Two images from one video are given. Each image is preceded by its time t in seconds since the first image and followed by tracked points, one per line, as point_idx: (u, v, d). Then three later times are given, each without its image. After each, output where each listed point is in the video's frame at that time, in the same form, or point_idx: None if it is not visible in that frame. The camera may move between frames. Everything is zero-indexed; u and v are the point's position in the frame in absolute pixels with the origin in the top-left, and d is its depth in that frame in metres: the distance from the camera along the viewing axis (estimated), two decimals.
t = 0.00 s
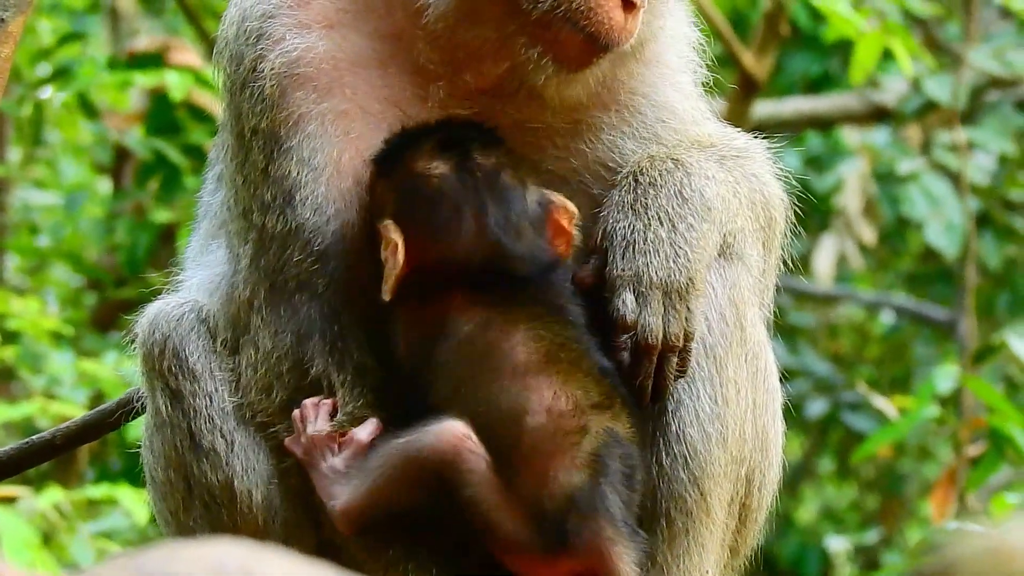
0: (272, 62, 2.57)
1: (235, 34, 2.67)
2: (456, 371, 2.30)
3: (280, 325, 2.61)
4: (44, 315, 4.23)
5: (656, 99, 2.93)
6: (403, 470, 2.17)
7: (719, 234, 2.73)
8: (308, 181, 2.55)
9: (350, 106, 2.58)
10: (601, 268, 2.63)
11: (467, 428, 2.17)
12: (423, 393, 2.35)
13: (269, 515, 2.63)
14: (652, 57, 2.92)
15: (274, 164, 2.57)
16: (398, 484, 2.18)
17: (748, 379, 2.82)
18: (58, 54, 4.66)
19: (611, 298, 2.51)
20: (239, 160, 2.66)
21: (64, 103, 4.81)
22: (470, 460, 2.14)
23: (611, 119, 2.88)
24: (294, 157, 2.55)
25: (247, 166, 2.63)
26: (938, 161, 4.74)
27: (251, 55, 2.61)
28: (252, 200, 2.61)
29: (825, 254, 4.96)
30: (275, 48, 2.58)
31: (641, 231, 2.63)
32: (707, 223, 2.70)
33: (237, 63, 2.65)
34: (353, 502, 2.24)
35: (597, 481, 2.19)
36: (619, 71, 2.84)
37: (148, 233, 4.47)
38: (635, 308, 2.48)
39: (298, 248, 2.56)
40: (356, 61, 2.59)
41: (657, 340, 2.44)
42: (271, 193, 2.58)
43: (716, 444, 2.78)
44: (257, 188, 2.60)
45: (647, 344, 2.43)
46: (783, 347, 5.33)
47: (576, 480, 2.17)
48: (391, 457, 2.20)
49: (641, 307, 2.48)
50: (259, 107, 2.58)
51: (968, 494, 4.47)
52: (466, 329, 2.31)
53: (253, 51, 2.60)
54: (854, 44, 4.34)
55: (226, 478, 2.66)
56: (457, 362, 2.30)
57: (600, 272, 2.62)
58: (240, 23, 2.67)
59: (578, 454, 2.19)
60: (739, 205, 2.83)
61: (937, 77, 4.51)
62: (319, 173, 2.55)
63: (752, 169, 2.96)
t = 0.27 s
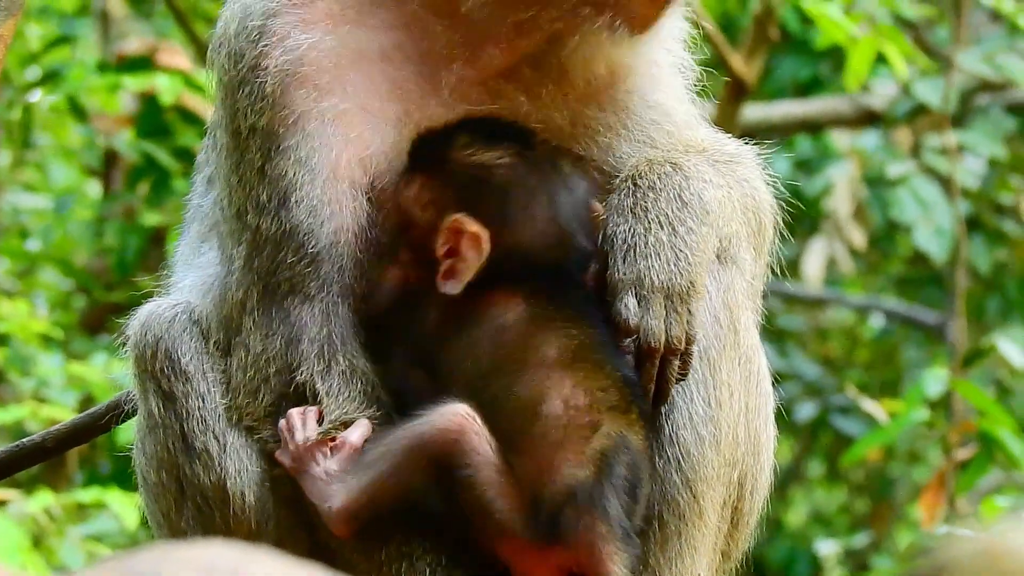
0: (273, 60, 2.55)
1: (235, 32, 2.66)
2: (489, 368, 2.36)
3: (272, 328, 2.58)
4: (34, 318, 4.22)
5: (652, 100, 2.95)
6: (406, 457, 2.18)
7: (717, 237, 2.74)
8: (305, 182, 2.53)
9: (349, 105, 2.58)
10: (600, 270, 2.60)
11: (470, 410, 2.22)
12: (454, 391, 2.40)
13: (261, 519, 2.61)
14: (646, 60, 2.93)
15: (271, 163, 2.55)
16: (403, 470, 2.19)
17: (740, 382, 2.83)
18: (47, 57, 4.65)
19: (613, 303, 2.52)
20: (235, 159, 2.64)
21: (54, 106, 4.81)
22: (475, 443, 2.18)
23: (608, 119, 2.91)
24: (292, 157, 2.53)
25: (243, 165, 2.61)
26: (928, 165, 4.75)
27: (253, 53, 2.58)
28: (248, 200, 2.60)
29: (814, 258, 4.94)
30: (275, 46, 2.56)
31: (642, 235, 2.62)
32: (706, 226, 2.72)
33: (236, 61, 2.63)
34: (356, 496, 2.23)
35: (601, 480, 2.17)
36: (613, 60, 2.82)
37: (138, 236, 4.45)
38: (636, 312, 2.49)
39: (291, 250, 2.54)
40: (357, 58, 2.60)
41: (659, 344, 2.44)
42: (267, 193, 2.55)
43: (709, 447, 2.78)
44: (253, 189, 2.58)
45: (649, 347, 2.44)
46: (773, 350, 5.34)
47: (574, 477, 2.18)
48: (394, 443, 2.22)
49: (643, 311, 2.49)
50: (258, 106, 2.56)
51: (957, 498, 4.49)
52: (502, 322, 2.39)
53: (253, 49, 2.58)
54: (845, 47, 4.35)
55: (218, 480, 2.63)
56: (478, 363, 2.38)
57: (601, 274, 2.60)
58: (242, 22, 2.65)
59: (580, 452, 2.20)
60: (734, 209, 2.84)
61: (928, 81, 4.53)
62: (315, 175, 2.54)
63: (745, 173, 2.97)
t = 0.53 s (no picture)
0: (275, 55, 2.58)
1: (237, 27, 2.68)
2: (493, 374, 2.32)
3: (266, 327, 2.58)
4: (25, 321, 4.21)
5: (652, 99, 2.96)
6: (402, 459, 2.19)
7: (717, 241, 2.74)
8: (304, 178, 2.55)
9: (352, 102, 2.59)
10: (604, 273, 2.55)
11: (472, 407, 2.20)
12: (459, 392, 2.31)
13: (255, 519, 2.63)
14: (643, 60, 2.96)
15: (272, 159, 2.59)
16: (400, 472, 2.20)
17: (737, 387, 2.84)
18: (39, 58, 4.64)
19: (616, 305, 2.51)
20: (235, 155, 2.68)
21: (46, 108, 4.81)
22: (479, 439, 2.17)
23: (609, 117, 2.91)
24: (291, 152, 2.56)
25: (244, 160, 2.65)
26: (920, 166, 4.76)
27: (256, 47, 2.61)
28: (247, 197, 2.64)
29: (807, 259, 4.96)
30: (277, 42, 2.58)
31: (644, 238, 2.62)
32: (707, 230, 2.73)
33: (237, 57, 2.66)
34: (349, 501, 2.23)
35: (610, 482, 2.20)
36: (616, 46, 2.85)
37: (130, 238, 4.44)
38: (639, 315, 2.48)
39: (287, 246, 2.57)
40: (360, 51, 2.60)
41: (662, 347, 2.43)
42: (266, 189, 2.60)
43: (705, 450, 2.78)
44: (252, 183, 2.63)
45: (653, 351, 2.43)
46: (765, 351, 5.35)
47: (583, 477, 2.19)
48: (390, 443, 2.22)
49: (646, 314, 2.48)
50: (258, 100, 2.60)
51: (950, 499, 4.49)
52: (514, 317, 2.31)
53: (256, 44, 2.61)
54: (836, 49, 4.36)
55: (213, 478, 2.67)
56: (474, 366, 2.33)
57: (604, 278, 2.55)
58: (243, 17, 2.67)
59: (590, 454, 2.21)
60: (734, 213, 2.85)
61: (919, 82, 4.54)
62: (314, 172, 2.55)
63: (742, 177, 2.98)
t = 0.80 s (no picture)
0: (275, 55, 2.58)
1: (237, 26, 2.66)
2: (489, 373, 2.27)
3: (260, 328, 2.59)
4: (19, 324, 4.21)
5: (653, 102, 2.95)
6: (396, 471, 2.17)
7: (713, 246, 2.74)
8: (302, 180, 2.55)
9: (350, 103, 2.59)
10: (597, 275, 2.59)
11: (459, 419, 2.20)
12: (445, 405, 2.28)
13: (248, 521, 2.65)
14: (643, 61, 2.95)
15: (270, 159, 2.58)
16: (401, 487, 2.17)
17: (733, 391, 2.85)
18: (32, 62, 4.64)
19: (611, 309, 2.51)
20: (234, 156, 2.65)
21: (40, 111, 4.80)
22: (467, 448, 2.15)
23: (609, 122, 2.90)
24: (289, 152, 2.56)
25: (241, 160, 2.64)
26: (914, 169, 4.77)
27: (255, 47, 2.61)
28: (244, 197, 2.63)
29: (800, 263, 4.96)
30: (277, 43, 2.58)
31: (640, 242, 2.62)
32: (704, 234, 2.73)
33: (236, 56, 2.65)
34: (346, 518, 2.22)
35: (605, 483, 2.22)
36: (618, 45, 2.85)
37: (123, 241, 4.44)
38: (634, 318, 2.48)
39: (283, 248, 2.56)
40: (357, 54, 2.61)
41: (656, 351, 2.43)
42: (263, 190, 2.59)
43: (700, 454, 2.78)
44: (250, 183, 2.61)
45: (646, 355, 2.42)
46: (758, 354, 5.36)
47: (579, 477, 2.20)
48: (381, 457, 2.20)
49: (640, 318, 2.48)
50: (258, 100, 2.59)
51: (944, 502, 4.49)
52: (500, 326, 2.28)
53: (255, 44, 2.61)
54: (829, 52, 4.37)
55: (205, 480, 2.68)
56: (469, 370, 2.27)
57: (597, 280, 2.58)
58: (244, 16, 2.65)
59: (585, 454, 2.22)
60: (731, 217, 2.85)
61: (912, 86, 4.55)
62: (312, 173, 2.55)
63: (739, 181, 2.98)
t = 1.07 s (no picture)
0: (267, 57, 2.54)
1: (229, 28, 2.64)
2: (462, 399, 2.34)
3: (245, 332, 2.55)
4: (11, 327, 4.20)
5: (644, 106, 3.00)
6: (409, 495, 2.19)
7: (705, 251, 2.74)
8: (292, 183, 2.51)
9: (342, 106, 2.59)
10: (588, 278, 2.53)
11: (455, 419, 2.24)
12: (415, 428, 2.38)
13: (237, 526, 2.62)
14: (632, 64, 2.98)
15: (261, 162, 2.53)
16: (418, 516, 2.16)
17: (724, 396, 2.85)
18: (26, 64, 4.64)
19: (601, 311, 2.50)
20: (223, 158, 2.62)
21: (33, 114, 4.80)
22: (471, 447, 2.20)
23: (601, 124, 2.95)
24: (281, 155, 2.52)
25: (230, 163, 2.59)
26: (906, 174, 4.78)
27: (245, 50, 2.57)
28: (235, 199, 2.57)
29: (794, 266, 4.92)
30: (269, 44, 2.55)
31: (632, 245, 2.61)
32: (695, 239, 2.72)
33: (227, 57, 2.61)
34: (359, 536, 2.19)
35: (581, 481, 2.29)
36: (607, 44, 2.89)
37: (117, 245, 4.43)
38: (625, 322, 2.48)
39: (274, 250, 2.51)
40: (350, 56, 2.61)
41: (647, 354, 2.44)
42: (253, 193, 2.53)
43: (692, 457, 2.79)
44: (240, 186, 2.56)
45: (638, 358, 2.43)
46: (751, 359, 5.36)
47: (549, 472, 2.27)
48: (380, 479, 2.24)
49: (632, 322, 2.48)
50: (251, 102, 2.54)
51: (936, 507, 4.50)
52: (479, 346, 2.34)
53: (246, 45, 2.57)
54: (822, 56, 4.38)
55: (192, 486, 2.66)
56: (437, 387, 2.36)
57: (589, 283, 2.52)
58: (236, 18, 2.63)
59: (556, 451, 2.29)
60: (722, 221, 2.85)
61: (906, 90, 4.56)
62: (302, 176, 2.52)
63: (729, 186, 2.98)
